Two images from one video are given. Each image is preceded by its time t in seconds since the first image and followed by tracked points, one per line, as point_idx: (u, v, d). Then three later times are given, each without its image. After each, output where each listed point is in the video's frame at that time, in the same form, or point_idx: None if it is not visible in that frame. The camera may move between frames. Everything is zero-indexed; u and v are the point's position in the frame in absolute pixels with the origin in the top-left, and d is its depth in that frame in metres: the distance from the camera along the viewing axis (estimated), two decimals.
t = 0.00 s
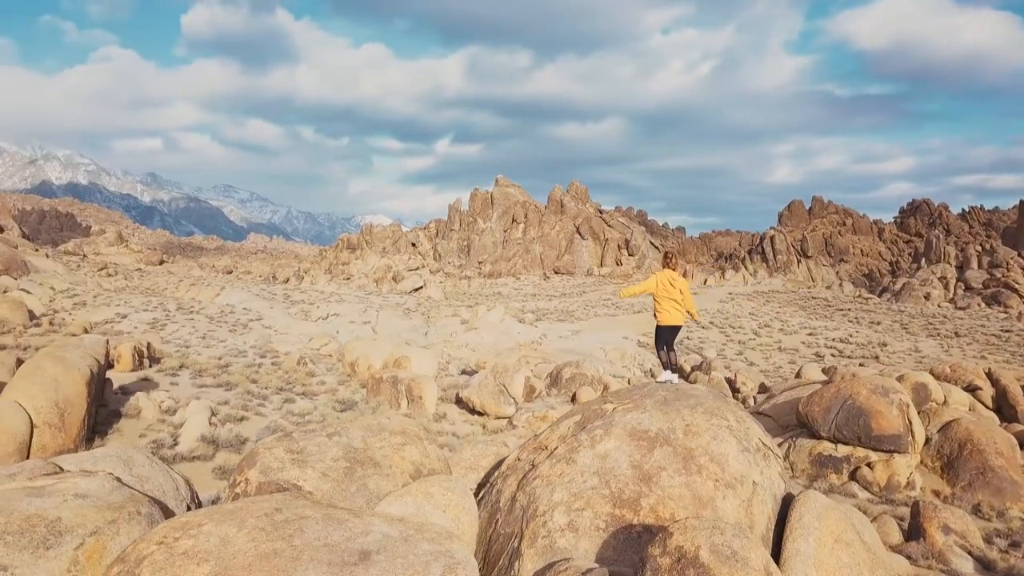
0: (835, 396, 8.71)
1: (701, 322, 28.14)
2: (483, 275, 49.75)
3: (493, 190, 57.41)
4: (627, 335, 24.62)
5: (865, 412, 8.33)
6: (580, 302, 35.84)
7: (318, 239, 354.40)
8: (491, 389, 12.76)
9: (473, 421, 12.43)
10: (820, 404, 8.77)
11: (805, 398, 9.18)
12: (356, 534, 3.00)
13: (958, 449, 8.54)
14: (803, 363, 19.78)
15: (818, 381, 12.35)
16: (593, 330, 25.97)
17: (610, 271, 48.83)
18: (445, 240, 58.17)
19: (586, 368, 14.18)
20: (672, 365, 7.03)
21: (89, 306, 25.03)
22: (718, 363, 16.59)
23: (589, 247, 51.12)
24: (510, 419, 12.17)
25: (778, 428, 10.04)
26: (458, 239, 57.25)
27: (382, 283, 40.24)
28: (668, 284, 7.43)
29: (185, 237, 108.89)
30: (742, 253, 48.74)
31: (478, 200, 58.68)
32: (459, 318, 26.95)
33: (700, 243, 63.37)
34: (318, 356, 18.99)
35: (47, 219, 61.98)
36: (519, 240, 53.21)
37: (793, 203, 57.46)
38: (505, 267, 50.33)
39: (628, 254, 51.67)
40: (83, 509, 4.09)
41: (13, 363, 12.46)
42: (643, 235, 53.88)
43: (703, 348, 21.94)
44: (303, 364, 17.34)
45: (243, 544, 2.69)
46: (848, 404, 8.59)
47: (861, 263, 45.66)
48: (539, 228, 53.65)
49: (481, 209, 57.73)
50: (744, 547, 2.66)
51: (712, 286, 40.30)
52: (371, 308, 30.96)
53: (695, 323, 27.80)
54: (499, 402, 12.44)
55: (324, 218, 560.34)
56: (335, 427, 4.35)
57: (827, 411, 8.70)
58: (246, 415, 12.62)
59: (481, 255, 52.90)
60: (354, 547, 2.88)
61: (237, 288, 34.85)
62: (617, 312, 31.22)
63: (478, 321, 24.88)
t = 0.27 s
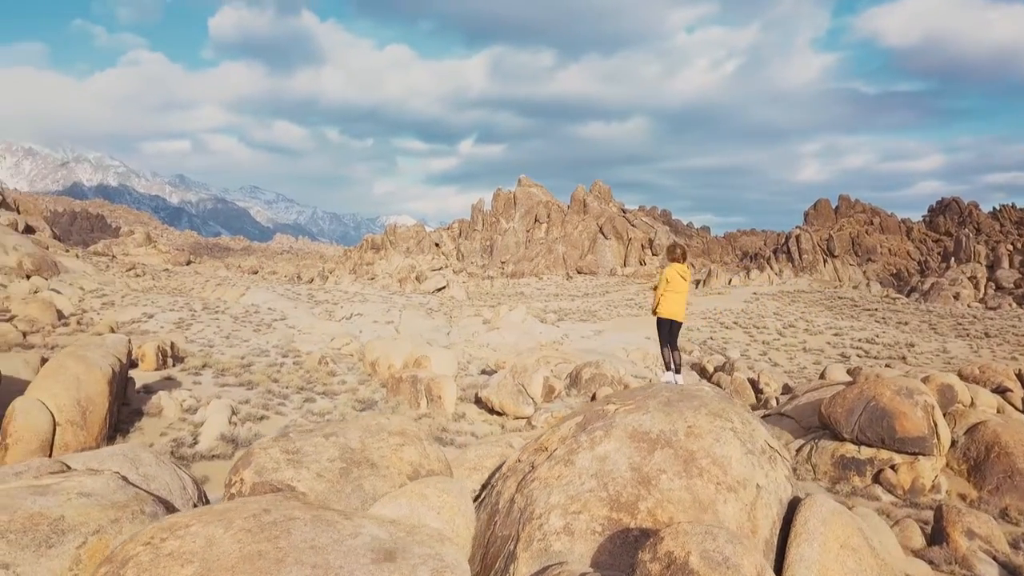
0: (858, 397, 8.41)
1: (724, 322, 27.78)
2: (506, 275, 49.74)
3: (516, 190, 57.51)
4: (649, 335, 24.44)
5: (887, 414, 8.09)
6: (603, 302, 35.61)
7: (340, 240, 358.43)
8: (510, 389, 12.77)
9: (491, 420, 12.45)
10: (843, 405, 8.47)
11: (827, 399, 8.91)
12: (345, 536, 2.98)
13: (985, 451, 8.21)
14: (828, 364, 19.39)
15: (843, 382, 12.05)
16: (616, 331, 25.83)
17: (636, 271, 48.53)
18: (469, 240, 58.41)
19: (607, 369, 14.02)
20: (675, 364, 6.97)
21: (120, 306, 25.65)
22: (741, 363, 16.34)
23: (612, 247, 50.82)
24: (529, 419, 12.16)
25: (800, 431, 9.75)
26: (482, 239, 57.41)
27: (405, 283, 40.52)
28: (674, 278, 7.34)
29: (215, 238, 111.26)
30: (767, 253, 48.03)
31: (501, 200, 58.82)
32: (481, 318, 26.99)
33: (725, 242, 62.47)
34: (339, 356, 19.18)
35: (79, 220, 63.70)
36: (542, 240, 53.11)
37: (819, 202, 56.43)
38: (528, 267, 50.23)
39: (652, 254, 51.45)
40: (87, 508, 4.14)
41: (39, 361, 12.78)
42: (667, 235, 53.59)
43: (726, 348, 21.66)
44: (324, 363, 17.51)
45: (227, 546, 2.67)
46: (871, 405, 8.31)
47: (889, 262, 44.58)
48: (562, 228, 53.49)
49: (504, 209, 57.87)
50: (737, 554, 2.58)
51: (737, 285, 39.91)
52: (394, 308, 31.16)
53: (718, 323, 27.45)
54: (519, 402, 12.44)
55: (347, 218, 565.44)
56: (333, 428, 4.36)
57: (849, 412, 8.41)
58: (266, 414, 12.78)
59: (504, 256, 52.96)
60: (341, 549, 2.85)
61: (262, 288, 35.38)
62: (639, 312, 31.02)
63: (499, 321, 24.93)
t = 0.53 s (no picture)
0: (879, 399, 8.29)
1: (745, 322, 27.41)
2: (526, 275, 49.68)
3: (536, 190, 57.49)
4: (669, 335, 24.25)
5: (909, 415, 7.88)
6: (623, 302, 35.29)
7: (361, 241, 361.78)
8: (526, 389, 12.73)
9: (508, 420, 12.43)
10: (864, 406, 8.36)
11: (848, 400, 8.77)
12: (334, 537, 2.95)
13: (1011, 453, 7.93)
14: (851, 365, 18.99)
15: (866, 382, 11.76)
16: (636, 330, 25.65)
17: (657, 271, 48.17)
18: (489, 239, 58.48)
19: (625, 370, 13.72)
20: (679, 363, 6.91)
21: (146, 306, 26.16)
22: (763, 364, 16.05)
23: (633, 246, 50.46)
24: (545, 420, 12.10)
25: (820, 432, 9.57)
26: (502, 238, 57.40)
27: (426, 283, 40.70)
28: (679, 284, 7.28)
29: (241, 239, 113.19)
30: (790, 253, 47.29)
31: (522, 200, 58.84)
32: (501, 318, 26.98)
33: (747, 242, 61.58)
34: (358, 355, 19.31)
35: (107, 221, 65.19)
36: (562, 240, 52.96)
37: (842, 200, 55.41)
38: (548, 267, 50.08)
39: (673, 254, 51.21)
40: (90, 506, 4.18)
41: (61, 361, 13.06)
42: (689, 235, 53.17)
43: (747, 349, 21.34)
44: (343, 363, 17.63)
45: (212, 546, 2.66)
46: (893, 406, 8.14)
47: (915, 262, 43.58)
48: (582, 228, 53.28)
49: (524, 209, 57.86)
50: (730, 557, 2.51)
51: (759, 285, 39.38)
52: (414, 308, 31.29)
53: (739, 323, 27.08)
54: (535, 402, 12.41)
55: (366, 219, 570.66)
56: (330, 427, 4.34)
57: (871, 413, 8.28)
58: (284, 413, 12.90)
59: (524, 255, 52.92)
60: (328, 550, 2.82)
61: (284, 288, 35.81)
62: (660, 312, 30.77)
63: (518, 321, 24.93)
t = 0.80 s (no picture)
0: (906, 399, 8.04)
1: (773, 322, 26.90)
2: (551, 275, 49.55)
3: (562, 190, 57.31)
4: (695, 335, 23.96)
5: (936, 417, 7.59)
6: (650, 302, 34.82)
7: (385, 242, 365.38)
8: (547, 388, 12.68)
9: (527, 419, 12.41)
10: (890, 407, 8.11)
11: (874, 401, 8.53)
12: (316, 536, 2.91)
13: None
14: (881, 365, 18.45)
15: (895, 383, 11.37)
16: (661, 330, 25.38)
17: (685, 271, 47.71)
18: (514, 239, 58.45)
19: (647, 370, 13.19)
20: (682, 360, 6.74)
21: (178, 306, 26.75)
22: (790, 364, 15.68)
23: (659, 246, 49.95)
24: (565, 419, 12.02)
25: (846, 433, 9.29)
26: (528, 238, 57.29)
27: (451, 283, 40.85)
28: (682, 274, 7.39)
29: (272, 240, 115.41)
30: (818, 253, 46.31)
31: (547, 200, 58.69)
32: (525, 318, 26.91)
33: (775, 242, 60.43)
34: (381, 354, 19.43)
35: (140, 223, 66.87)
36: (588, 239, 52.75)
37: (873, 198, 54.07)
38: (574, 267, 49.87)
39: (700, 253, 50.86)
40: (93, 502, 4.22)
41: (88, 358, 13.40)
42: (716, 234, 52.61)
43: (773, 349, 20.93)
44: (366, 362, 17.74)
45: (191, 544, 2.65)
46: (920, 407, 7.86)
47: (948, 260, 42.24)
48: (608, 228, 52.95)
49: (550, 208, 57.76)
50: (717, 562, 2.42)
51: (788, 285, 38.76)
52: (440, 308, 31.40)
53: (766, 323, 26.58)
54: (556, 401, 12.37)
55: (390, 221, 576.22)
56: (326, 425, 4.33)
57: (897, 415, 8.02)
58: (305, 412, 13.04)
59: (550, 255, 52.77)
60: (309, 549, 2.78)
61: (312, 288, 36.28)
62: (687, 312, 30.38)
63: (543, 320, 24.86)
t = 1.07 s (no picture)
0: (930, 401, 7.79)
1: (798, 323, 26.41)
2: (574, 275, 49.35)
3: (585, 189, 57.06)
4: (718, 335, 23.66)
5: (960, 419, 7.34)
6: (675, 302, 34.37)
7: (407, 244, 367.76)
8: (566, 388, 12.60)
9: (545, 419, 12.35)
10: (914, 409, 7.88)
11: (898, 402, 8.30)
12: (300, 538, 2.88)
13: None
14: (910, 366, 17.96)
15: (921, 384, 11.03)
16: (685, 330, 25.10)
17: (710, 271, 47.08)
18: (537, 239, 58.31)
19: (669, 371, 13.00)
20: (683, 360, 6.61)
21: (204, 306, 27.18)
22: (815, 365, 15.34)
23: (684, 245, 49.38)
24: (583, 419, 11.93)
25: (870, 435, 9.06)
26: (550, 238, 57.09)
27: (474, 283, 40.89)
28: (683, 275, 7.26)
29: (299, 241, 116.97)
30: (845, 253, 45.34)
31: (570, 200, 58.44)
32: (547, 318, 26.78)
33: (801, 241, 59.30)
34: (401, 354, 19.52)
35: (169, 224, 68.28)
36: (611, 239, 52.39)
37: (902, 196, 52.76)
38: (597, 267, 49.58)
39: (725, 253, 50.25)
40: (95, 500, 4.26)
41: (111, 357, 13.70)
42: (742, 233, 51.89)
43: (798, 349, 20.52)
44: (387, 361, 17.82)
45: (172, 547, 2.65)
46: (946, 409, 7.61)
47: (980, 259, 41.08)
48: (631, 227, 52.46)
49: (573, 208, 57.52)
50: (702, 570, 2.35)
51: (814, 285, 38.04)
52: (462, 308, 31.45)
53: (791, 324, 26.10)
54: (575, 400, 12.29)
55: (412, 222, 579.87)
56: (323, 425, 4.32)
57: (922, 417, 7.78)
58: (323, 412, 13.16)
59: (572, 255, 52.48)
60: (291, 551, 2.75)
61: (336, 288, 36.59)
62: (710, 312, 29.99)
63: (565, 320, 24.75)
